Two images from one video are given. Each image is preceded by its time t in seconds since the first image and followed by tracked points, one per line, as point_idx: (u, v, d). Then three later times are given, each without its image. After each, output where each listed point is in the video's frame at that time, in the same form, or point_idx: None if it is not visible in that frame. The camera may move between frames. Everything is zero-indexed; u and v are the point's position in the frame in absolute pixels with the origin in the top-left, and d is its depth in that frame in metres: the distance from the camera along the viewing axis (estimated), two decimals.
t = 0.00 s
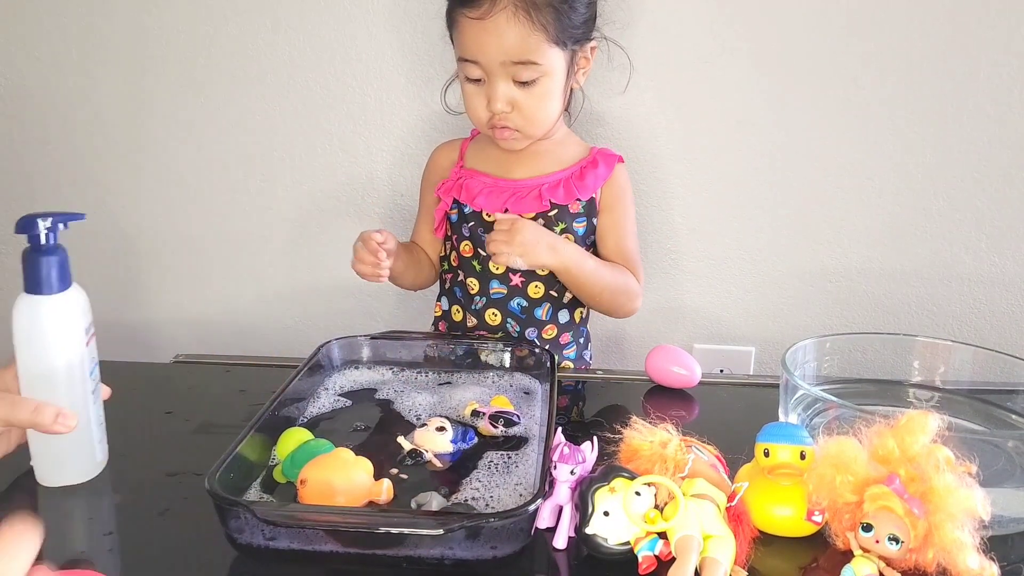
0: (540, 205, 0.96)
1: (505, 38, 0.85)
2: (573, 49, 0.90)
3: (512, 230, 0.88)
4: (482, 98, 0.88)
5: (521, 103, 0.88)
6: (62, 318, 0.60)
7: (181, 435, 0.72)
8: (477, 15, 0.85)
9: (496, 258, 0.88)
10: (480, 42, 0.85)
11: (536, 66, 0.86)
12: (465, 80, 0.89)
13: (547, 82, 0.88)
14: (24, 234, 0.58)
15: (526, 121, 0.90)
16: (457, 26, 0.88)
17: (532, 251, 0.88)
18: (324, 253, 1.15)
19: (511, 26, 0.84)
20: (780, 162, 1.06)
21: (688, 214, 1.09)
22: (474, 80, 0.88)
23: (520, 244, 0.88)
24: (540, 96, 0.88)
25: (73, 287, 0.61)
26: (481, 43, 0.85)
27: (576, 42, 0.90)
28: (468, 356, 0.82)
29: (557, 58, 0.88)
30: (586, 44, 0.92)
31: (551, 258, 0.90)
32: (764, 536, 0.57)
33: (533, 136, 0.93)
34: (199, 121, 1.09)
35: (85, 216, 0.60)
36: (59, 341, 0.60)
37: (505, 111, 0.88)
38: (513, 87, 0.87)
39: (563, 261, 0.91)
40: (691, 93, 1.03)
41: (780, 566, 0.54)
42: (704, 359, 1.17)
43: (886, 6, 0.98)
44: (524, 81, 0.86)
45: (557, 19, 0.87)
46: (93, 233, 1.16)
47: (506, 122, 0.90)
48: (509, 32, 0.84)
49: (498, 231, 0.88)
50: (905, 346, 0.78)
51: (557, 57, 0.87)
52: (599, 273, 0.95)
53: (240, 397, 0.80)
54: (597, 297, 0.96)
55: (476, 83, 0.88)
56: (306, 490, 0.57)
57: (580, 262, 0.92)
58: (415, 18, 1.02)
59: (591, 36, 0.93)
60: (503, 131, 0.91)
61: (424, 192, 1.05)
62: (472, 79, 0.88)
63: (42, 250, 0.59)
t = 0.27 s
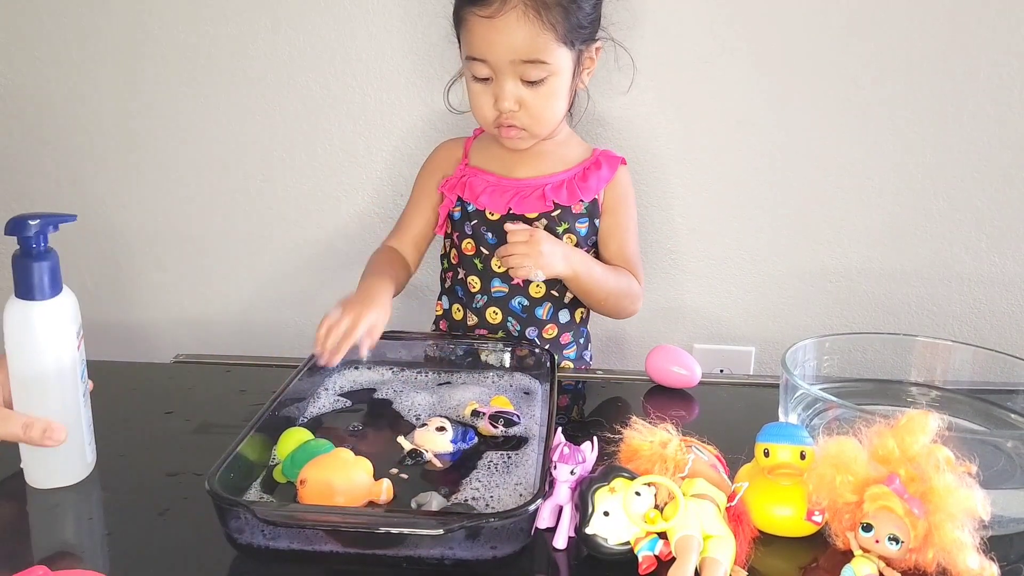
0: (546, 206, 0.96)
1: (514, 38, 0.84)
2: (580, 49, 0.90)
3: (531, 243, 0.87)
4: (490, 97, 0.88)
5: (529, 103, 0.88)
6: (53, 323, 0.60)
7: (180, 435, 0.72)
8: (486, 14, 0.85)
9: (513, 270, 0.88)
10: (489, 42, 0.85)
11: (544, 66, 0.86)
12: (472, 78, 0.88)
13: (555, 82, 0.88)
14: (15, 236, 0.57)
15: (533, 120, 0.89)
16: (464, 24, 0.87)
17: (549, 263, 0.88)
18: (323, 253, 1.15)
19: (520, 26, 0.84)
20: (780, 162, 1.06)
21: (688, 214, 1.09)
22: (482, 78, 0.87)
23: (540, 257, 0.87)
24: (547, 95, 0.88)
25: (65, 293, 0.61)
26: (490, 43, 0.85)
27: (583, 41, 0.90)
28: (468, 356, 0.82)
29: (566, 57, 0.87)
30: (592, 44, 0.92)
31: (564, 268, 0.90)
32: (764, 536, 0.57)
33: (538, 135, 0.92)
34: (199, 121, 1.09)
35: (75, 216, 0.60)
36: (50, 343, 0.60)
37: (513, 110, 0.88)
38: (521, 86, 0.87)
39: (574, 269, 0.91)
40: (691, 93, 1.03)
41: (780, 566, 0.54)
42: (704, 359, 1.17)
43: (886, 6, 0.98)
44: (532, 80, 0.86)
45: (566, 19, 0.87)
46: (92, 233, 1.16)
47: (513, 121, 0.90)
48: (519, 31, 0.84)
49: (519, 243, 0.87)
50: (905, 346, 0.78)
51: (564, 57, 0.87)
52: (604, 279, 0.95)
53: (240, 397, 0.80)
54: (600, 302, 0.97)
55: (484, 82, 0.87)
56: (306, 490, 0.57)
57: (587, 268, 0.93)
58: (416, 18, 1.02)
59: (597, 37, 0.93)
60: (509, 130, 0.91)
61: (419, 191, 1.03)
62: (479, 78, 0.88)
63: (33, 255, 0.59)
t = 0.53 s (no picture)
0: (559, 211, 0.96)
1: (516, 23, 0.84)
2: (582, 42, 0.90)
3: (525, 250, 0.90)
4: (490, 85, 0.87)
5: (529, 91, 0.87)
6: (52, 322, 0.60)
7: (180, 436, 0.72)
8: None
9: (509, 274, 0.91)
10: (490, 27, 0.85)
11: (545, 53, 0.86)
12: (472, 67, 0.88)
13: (555, 70, 0.87)
14: (16, 234, 0.57)
15: (533, 109, 0.89)
16: (466, 12, 0.87)
17: (545, 267, 0.91)
18: (323, 253, 1.15)
19: (522, 12, 0.84)
20: (780, 162, 1.06)
21: (688, 214, 1.09)
22: (482, 66, 0.87)
23: (535, 262, 0.90)
24: (547, 84, 0.88)
25: (65, 292, 0.61)
26: (491, 28, 0.85)
27: (585, 34, 0.90)
28: (468, 357, 0.82)
29: (566, 47, 0.88)
30: (594, 40, 0.93)
31: (563, 271, 0.92)
32: (765, 536, 0.57)
33: (539, 128, 0.91)
34: (198, 121, 1.09)
35: (76, 215, 0.61)
36: (49, 341, 0.60)
37: (512, 98, 0.87)
38: (521, 73, 0.86)
39: (573, 273, 0.93)
40: (691, 92, 1.03)
41: (780, 567, 0.54)
42: (704, 359, 1.17)
43: (885, 5, 0.98)
44: (532, 67, 0.86)
45: (569, 9, 0.87)
46: (91, 233, 1.16)
47: (512, 110, 0.89)
48: (520, 16, 0.84)
49: (512, 251, 0.90)
50: (905, 346, 0.78)
51: (565, 46, 0.88)
52: (601, 279, 0.96)
53: (240, 397, 0.80)
54: (601, 302, 0.97)
55: (484, 70, 0.87)
56: (306, 490, 0.57)
57: (586, 270, 0.94)
58: (415, 17, 1.02)
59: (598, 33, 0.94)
60: (509, 121, 0.90)
61: (419, 199, 0.99)
62: (479, 65, 0.87)
63: (34, 255, 0.59)
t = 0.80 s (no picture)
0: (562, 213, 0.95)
1: (519, 17, 0.85)
2: (584, 39, 0.91)
3: (539, 255, 0.91)
4: (491, 80, 0.87)
5: (530, 86, 0.87)
6: (52, 322, 0.60)
7: (180, 435, 0.72)
8: None
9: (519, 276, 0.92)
10: (493, 20, 0.85)
11: (547, 48, 0.86)
12: (474, 62, 0.88)
13: (556, 66, 0.87)
14: (16, 233, 0.57)
15: (534, 105, 0.89)
16: (469, 7, 0.87)
17: (556, 271, 0.91)
18: (323, 253, 1.15)
19: (525, 6, 0.85)
20: (780, 162, 1.06)
21: (688, 214, 1.09)
22: (484, 61, 0.87)
23: (546, 266, 0.91)
24: (548, 80, 0.88)
25: (66, 291, 0.61)
26: (493, 22, 0.85)
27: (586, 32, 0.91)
28: (468, 357, 0.82)
29: (568, 43, 0.88)
30: (595, 39, 0.93)
31: (572, 276, 0.93)
32: (765, 536, 0.57)
33: (540, 125, 0.91)
34: (199, 121, 1.09)
35: (75, 214, 0.61)
36: (49, 340, 0.60)
37: (514, 93, 0.87)
38: (523, 68, 0.86)
39: (581, 277, 0.94)
40: (691, 92, 1.03)
41: (780, 566, 0.54)
42: (704, 359, 1.17)
43: (885, 6, 0.98)
44: (534, 62, 0.86)
45: (571, 5, 0.87)
46: (91, 232, 1.16)
47: (513, 105, 0.88)
48: (522, 10, 0.85)
49: (526, 255, 0.91)
50: (904, 345, 0.78)
51: (567, 42, 0.88)
52: (606, 282, 0.96)
53: (241, 397, 0.80)
54: (602, 302, 0.98)
55: (485, 66, 0.87)
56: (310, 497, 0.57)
57: (593, 274, 0.95)
58: (415, 17, 1.03)
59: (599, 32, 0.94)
60: (510, 117, 0.90)
61: (422, 203, 0.99)
62: (480, 60, 0.87)
63: (34, 255, 0.59)
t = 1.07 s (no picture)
0: (561, 213, 0.95)
1: (514, 19, 0.85)
2: (580, 39, 0.91)
3: (543, 254, 0.91)
4: (488, 82, 0.87)
5: (527, 87, 0.87)
6: (52, 322, 0.60)
7: (180, 436, 0.72)
8: None
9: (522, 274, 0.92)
10: (489, 23, 0.85)
11: (544, 49, 0.86)
12: (470, 64, 0.88)
13: (554, 67, 0.87)
14: (16, 233, 0.57)
15: (532, 106, 0.89)
16: (464, 9, 0.87)
17: (557, 270, 0.92)
18: (323, 253, 1.15)
19: (521, 8, 0.85)
20: (780, 162, 1.06)
21: (688, 214, 1.09)
22: (481, 63, 0.87)
23: (549, 265, 0.91)
24: (546, 81, 0.88)
25: (66, 292, 0.61)
26: (490, 24, 0.85)
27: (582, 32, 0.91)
28: (468, 357, 0.82)
29: (564, 43, 0.88)
30: (591, 38, 0.93)
31: (573, 276, 0.94)
32: (765, 536, 0.57)
33: (538, 125, 0.91)
34: (198, 120, 1.09)
35: (75, 214, 0.61)
36: (49, 341, 0.60)
37: (512, 94, 0.87)
38: (520, 69, 0.86)
39: (582, 277, 0.94)
40: (691, 92, 1.03)
41: (781, 567, 0.54)
42: (704, 359, 1.17)
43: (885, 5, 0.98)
44: (531, 63, 0.86)
45: (567, 5, 0.87)
46: (91, 233, 1.16)
47: (511, 107, 0.89)
48: (518, 12, 0.84)
49: (529, 253, 0.91)
50: (904, 345, 0.77)
51: (564, 43, 0.88)
52: (606, 280, 0.97)
53: (240, 397, 0.80)
54: (603, 301, 0.98)
55: (483, 67, 0.87)
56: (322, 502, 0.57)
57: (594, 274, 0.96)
58: (415, 17, 1.03)
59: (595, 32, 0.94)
60: (509, 118, 0.90)
61: (420, 199, 0.98)
62: (477, 62, 0.87)
63: (34, 255, 0.59)
